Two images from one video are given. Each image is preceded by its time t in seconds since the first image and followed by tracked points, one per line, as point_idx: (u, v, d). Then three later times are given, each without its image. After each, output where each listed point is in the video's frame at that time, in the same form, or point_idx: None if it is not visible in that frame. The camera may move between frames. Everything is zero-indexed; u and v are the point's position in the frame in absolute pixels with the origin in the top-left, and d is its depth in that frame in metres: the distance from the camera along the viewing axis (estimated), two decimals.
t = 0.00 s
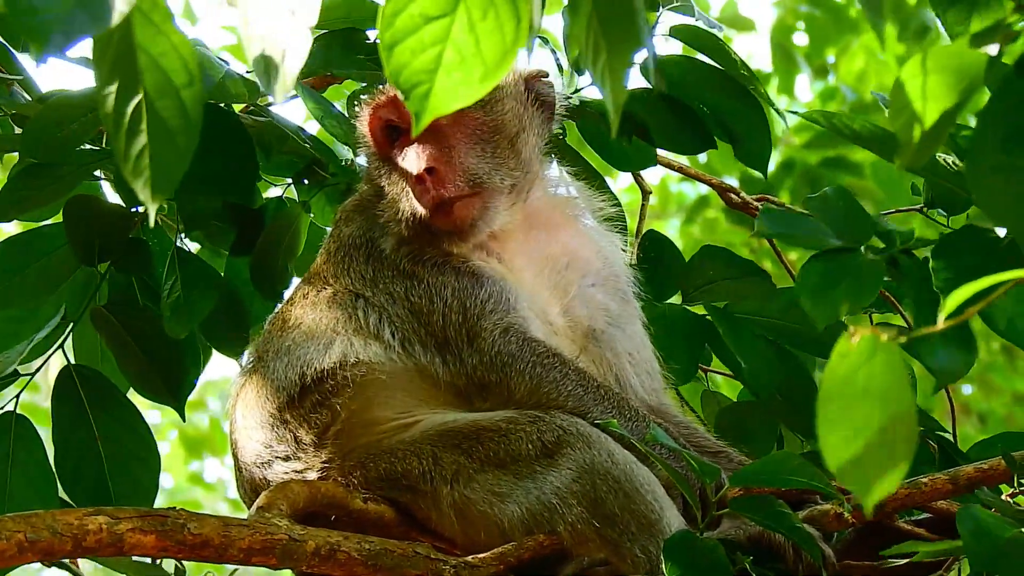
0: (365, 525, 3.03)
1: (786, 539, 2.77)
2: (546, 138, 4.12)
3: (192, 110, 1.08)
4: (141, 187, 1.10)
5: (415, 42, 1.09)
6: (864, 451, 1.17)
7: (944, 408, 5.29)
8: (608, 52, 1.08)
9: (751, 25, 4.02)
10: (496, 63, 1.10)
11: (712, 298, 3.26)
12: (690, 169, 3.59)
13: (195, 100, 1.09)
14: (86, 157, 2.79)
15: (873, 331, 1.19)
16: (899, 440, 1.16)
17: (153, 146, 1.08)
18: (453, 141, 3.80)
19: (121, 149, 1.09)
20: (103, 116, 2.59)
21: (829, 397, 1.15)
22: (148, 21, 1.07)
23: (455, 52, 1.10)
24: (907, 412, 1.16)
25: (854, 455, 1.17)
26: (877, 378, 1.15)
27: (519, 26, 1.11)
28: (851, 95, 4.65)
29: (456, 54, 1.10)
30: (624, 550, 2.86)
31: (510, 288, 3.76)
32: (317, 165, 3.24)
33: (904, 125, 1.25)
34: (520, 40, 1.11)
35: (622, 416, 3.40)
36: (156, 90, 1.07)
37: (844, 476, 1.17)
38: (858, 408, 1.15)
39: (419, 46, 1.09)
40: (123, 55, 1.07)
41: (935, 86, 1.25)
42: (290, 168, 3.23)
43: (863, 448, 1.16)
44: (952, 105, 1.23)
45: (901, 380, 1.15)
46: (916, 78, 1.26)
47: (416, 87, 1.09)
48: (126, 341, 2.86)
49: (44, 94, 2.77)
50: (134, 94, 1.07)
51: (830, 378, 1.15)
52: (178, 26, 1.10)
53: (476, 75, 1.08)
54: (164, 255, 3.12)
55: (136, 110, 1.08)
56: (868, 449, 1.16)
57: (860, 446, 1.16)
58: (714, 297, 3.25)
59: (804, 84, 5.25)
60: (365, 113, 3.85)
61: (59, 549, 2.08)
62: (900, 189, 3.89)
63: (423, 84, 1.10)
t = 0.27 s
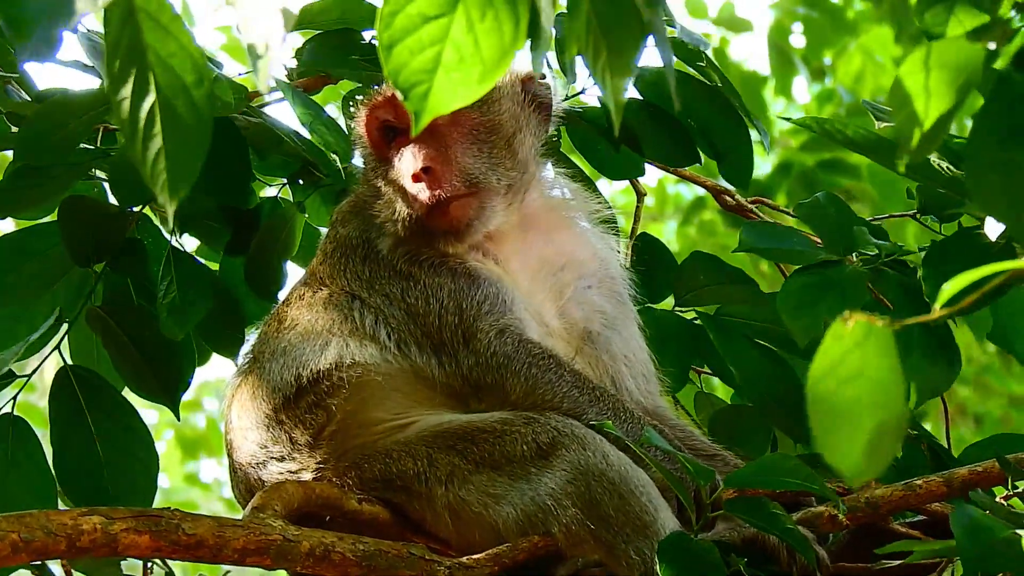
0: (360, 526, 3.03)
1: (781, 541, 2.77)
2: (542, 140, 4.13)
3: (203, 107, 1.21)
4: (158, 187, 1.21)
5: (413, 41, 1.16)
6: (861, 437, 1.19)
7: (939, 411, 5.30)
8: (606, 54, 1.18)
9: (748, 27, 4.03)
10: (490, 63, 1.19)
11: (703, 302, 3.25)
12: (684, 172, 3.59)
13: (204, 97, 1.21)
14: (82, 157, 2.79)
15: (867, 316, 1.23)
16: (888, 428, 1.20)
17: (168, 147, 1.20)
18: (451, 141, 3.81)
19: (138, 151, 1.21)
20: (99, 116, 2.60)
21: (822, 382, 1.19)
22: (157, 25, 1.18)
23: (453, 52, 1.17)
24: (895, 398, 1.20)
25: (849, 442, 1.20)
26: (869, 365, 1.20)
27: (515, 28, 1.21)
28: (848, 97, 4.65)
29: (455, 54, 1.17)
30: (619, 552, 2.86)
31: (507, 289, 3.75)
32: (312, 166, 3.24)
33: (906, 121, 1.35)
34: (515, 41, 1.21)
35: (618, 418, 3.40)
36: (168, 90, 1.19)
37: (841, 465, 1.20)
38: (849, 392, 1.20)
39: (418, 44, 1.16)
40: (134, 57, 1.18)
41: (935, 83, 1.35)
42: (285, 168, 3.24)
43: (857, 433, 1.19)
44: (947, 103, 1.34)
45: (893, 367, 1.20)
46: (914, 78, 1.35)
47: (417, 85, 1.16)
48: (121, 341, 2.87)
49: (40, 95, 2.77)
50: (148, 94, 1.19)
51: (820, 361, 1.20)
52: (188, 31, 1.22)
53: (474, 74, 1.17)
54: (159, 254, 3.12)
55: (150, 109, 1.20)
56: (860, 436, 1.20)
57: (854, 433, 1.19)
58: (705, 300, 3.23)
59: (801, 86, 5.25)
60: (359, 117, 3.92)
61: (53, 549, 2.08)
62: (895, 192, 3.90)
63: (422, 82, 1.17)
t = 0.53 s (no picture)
0: (354, 524, 3.02)
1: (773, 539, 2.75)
2: (536, 137, 4.12)
3: (186, 105, 1.23)
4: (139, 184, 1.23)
5: (409, 39, 1.24)
6: (853, 436, 1.33)
7: (934, 409, 5.30)
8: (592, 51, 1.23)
9: (744, 22, 4.02)
10: (484, 60, 1.26)
11: (696, 298, 3.25)
12: (679, 169, 3.59)
13: (188, 96, 1.23)
14: (75, 156, 2.78)
15: (857, 320, 1.36)
16: (881, 427, 1.34)
17: (149, 142, 1.22)
18: (445, 137, 3.85)
19: (119, 150, 1.23)
20: (92, 114, 2.60)
21: (818, 381, 1.32)
22: (142, 24, 1.21)
23: (447, 49, 1.25)
24: (885, 396, 1.33)
25: (848, 441, 1.33)
26: (863, 364, 1.33)
27: (509, 26, 1.28)
28: (842, 93, 4.65)
29: (449, 51, 1.25)
30: (613, 549, 2.87)
31: (501, 287, 3.76)
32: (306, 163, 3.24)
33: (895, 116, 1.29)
34: (509, 39, 1.27)
35: (611, 415, 3.41)
36: (151, 86, 1.21)
37: (836, 469, 1.32)
38: (842, 394, 1.32)
39: (414, 42, 1.24)
40: (118, 54, 1.22)
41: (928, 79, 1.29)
42: (278, 166, 3.23)
43: (850, 431, 1.33)
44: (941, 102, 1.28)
45: (884, 367, 1.33)
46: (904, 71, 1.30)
47: (412, 82, 1.24)
48: (114, 338, 2.87)
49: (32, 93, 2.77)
50: (131, 90, 1.21)
51: (816, 364, 1.33)
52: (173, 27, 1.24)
53: (467, 72, 1.24)
54: (151, 254, 3.10)
55: (132, 107, 1.22)
56: (855, 437, 1.33)
57: (848, 432, 1.32)
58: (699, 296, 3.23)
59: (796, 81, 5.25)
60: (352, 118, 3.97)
61: (47, 547, 2.09)
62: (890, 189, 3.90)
63: (417, 78, 1.25)
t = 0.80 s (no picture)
0: (346, 521, 3.03)
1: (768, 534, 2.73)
2: (531, 137, 4.12)
3: (176, 105, 1.14)
4: (128, 183, 1.16)
5: (394, 36, 1.17)
6: (859, 419, 1.19)
7: (928, 407, 5.32)
8: (587, 46, 1.17)
9: (738, 22, 4.03)
10: (475, 54, 1.18)
11: (690, 296, 3.25)
12: (674, 167, 3.59)
13: (179, 95, 1.15)
14: (68, 154, 2.78)
15: (845, 311, 1.28)
16: (887, 412, 1.21)
17: (138, 143, 1.14)
18: (440, 135, 3.85)
19: (106, 148, 1.14)
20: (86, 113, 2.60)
21: (813, 370, 1.23)
22: (135, 20, 1.12)
23: (435, 46, 1.17)
24: (886, 381, 1.23)
25: (854, 425, 1.19)
26: (855, 354, 1.24)
27: (498, 22, 1.19)
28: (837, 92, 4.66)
29: (437, 48, 1.17)
30: (605, 546, 2.87)
31: (494, 285, 3.76)
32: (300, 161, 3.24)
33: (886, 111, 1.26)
34: (499, 33, 1.19)
35: (603, 413, 3.41)
36: (140, 85, 1.12)
37: (848, 450, 1.18)
38: (838, 380, 1.22)
39: (399, 40, 1.17)
40: (108, 52, 1.12)
41: (920, 75, 1.25)
42: (272, 164, 3.24)
43: (854, 415, 1.19)
44: (934, 95, 1.24)
45: (878, 354, 1.24)
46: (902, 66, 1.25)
47: (398, 81, 1.18)
48: (108, 337, 2.87)
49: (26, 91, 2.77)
50: (120, 91, 1.12)
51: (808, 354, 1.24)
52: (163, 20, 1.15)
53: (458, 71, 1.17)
54: (146, 252, 3.08)
55: (121, 106, 1.13)
56: (863, 421, 1.20)
57: (852, 414, 1.19)
58: (693, 295, 3.23)
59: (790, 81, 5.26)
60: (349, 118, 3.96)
61: (40, 544, 2.09)
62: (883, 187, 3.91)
63: (404, 77, 1.18)
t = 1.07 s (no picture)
0: (344, 518, 3.02)
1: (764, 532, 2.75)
2: (529, 134, 4.14)
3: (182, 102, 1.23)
4: (135, 179, 1.25)
5: (399, 32, 1.19)
6: (847, 421, 1.19)
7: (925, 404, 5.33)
8: (591, 38, 1.09)
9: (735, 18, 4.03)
10: (480, 50, 1.19)
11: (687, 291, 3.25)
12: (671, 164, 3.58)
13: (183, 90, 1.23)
14: (64, 151, 2.79)
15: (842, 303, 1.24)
16: (874, 411, 1.20)
17: (145, 139, 1.23)
18: (439, 131, 3.83)
19: (115, 142, 1.23)
20: (82, 109, 2.60)
21: (802, 370, 1.21)
22: (139, 20, 1.18)
23: (439, 41, 1.18)
24: (877, 380, 1.21)
25: (841, 429, 1.19)
26: (849, 351, 1.21)
27: (503, 17, 1.19)
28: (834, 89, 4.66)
29: (441, 43, 1.18)
30: (603, 541, 2.88)
31: (492, 282, 3.76)
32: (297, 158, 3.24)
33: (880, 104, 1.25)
34: (503, 31, 1.19)
35: (601, 408, 3.41)
36: (146, 82, 1.20)
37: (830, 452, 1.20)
38: (827, 378, 1.20)
39: (404, 37, 1.18)
40: (113, 51, 1.19)
41: (910, 67, 1.24)
42: (269, 161, 3.24)
43: (842, 417, 1.19)
44: (928, 87, 1.23)
45: (871, 352, 1.21)
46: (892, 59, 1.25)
47: (403, 76, 1.19)
48: (104, 334, 2.87)
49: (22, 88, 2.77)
50: (126, 87, 1.20)
51: (799, 350, 1.21)
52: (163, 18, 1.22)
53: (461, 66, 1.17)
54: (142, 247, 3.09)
55: (127, 101, 1.22)
56: (848, 421, 1.19)
57: (841, 414, 1.19)
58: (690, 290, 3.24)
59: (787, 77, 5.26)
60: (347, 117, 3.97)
61: (38, 541, 2.09)
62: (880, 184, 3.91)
63: (409, 71, 1.19)
